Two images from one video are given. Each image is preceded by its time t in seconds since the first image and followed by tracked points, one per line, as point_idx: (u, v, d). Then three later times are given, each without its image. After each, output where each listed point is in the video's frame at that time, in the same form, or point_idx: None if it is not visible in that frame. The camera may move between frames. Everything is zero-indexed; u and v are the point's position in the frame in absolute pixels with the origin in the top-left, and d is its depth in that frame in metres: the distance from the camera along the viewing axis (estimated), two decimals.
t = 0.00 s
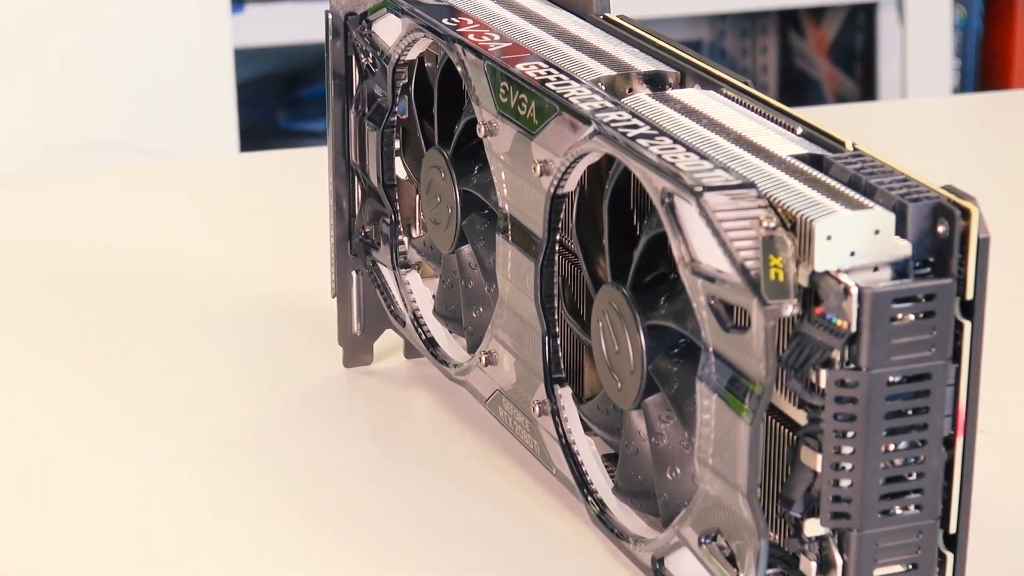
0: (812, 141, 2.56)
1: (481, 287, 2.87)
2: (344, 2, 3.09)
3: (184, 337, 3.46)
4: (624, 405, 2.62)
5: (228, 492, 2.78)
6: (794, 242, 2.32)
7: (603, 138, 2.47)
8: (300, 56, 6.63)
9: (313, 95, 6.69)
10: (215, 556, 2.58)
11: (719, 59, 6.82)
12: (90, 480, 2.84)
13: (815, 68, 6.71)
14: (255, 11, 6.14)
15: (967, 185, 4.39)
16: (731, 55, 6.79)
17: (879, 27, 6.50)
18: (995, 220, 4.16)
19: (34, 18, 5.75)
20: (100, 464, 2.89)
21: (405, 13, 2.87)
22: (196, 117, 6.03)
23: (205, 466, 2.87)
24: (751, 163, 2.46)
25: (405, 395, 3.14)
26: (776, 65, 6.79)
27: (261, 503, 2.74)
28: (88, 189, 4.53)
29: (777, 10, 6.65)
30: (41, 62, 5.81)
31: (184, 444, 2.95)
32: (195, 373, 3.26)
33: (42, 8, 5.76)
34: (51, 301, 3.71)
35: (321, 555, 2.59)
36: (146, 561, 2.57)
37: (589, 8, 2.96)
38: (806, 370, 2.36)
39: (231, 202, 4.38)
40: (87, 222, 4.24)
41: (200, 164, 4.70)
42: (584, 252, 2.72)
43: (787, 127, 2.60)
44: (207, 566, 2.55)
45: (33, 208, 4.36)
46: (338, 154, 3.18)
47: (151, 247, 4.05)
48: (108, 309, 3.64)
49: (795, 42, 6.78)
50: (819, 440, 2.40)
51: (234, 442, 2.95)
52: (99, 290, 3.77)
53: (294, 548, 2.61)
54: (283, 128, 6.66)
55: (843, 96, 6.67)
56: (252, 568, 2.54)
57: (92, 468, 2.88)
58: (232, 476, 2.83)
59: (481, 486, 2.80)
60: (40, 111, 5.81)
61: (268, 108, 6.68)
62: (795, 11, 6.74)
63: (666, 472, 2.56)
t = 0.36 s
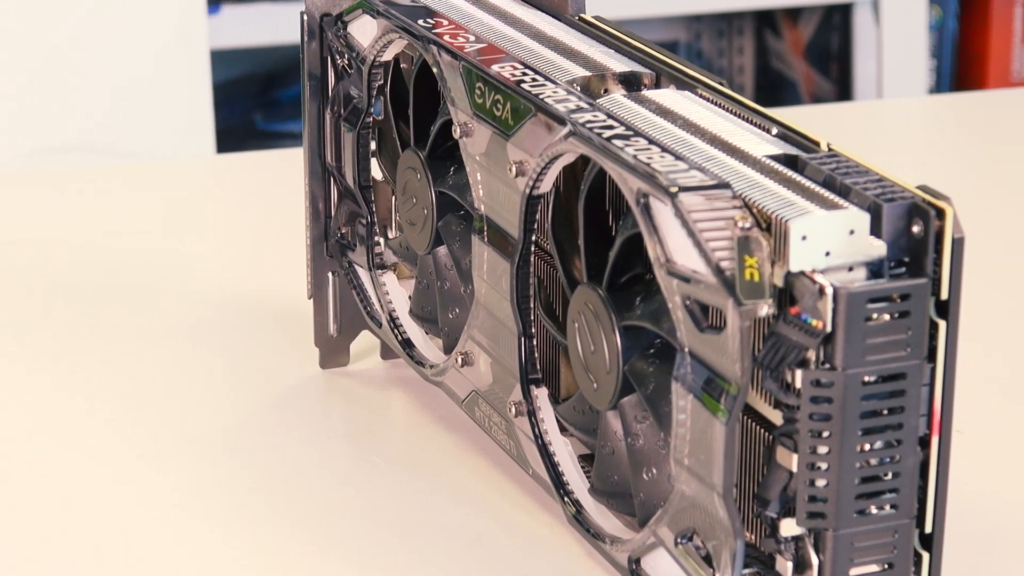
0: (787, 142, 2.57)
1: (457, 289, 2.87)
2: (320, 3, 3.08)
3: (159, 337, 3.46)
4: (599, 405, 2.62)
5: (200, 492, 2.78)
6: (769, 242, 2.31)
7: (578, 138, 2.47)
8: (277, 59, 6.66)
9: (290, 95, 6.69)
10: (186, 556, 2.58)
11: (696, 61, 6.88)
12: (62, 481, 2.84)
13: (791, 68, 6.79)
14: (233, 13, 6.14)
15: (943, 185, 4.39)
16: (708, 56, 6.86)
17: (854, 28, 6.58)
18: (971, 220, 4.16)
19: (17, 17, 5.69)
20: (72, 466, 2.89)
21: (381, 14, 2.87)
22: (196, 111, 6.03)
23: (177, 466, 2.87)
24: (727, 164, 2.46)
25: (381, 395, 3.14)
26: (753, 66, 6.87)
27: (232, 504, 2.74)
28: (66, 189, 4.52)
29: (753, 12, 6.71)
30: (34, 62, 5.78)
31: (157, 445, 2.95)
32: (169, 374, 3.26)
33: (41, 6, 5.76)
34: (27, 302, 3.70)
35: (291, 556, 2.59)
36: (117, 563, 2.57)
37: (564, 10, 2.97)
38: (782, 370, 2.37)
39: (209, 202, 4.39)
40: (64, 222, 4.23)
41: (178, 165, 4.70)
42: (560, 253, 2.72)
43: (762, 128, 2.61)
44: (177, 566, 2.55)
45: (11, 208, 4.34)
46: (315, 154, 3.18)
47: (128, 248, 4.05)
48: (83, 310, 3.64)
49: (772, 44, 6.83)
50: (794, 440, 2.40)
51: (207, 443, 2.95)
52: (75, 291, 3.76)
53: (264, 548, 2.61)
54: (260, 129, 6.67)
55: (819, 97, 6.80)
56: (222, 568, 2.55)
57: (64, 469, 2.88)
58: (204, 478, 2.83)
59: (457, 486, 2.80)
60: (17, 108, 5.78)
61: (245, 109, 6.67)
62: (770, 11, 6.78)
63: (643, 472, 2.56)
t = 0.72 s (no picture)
0: (766, 141, 2.57)
1: (437, 288, 2.87)
2: (299, 3, 3.08)
3: (139, 339, 3.45)
4: (580, 405, 2.62)
5: (178, 493, 2.78)
6: (748, 241, 2.32)
7: (558, 138, 2.47)
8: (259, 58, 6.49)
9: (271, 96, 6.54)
10: (164, 557, 2.58)
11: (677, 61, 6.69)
12: (40, 483, 2.83)
13: (770, 67, 6.60)
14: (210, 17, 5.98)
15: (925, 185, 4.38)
16: (688, 55, 6.67)
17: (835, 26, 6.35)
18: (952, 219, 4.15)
19: None
20: (49, 467, 2.89)
21: (360, 14, 2.87)
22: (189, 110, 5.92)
23: (155, 468, 2.87)
24: (706, 163, 2.46)
25: (361, 396, 3.14)
26: (733, 62, 6.68)
27: (210, 505, 2.74)
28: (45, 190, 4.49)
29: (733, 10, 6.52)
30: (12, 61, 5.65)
31: (137, 447, 2.95)
32: (148, 376, 3.25)
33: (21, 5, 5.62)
34: (4, 304, 3.69)
35: (269, 556, 2.59)
36: (96, 563, 2.56)
37: (544, 10, 2.97)
38: (761, 369, 2.36)
39: (189, 204, 4.37)
40: (45, 223, 4.22)
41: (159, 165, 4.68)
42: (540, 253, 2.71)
43: (741, 126, 2.61)
44: (155, 567, 2.55)
45: None
46: (294, 154, 3.17)
47: (109, 249, 4.04)
48: (62, 311, 3.63)
49: (751, 42, 6.66)
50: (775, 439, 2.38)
51: (185, 444, 2.95)
52: (55, 293, 3.75)
53: (242, 548, 2.61)
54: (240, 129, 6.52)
55: (798, 96, 6.58)
56: (199, 568, 2.55)
57: (42, 470, 2.88)
58: (182, 478, 2.83)
59: (437, 486, 2.81)
60: None
61: (225, 110, 6.54)
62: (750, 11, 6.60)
63: (623, 471, 2.56)
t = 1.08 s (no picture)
0: (744, 139, 2.57)
1: (415, 286, 2.87)
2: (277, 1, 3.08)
3: (119, 339, 3.44)
4: (558, 403, 2.63)
5: (156, 493, 2.77)
6: (726, 239, 2.31)
7: (536, 136, 2.48)
8: (240, 56, 6.49)
9: (250, 95, 6.50)
10: (142, 557, 2.58)
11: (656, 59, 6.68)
12: (13, 482, 2.83)
13: (749, 65, 6.56)
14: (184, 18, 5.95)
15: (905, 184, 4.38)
16: (668, 53, 6.64)
17: (813, 26, 6.31)
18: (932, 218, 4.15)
19: None
20: (28, 468, 2.88)
21: (338, 12, 2.87)
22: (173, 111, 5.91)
23: (132, 467, 2.86)
24: (684, 161, 2.46)
25: (339, 395, 3.13)
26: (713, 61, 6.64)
27: (188, 504, 2.74)
28: (22, 190, 4.47)
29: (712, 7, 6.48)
30: None
31: (117, 447, 2.94)
32: (127, 376, 3.24)
33: None
34: None
35: (247, 555, 2.59)
36: (78, 564, 2.56)
37: (522, 8, 2.98)
38: (739, 367, 2.38)
39: (168, 204, 4.36)
40: (25, 223, 4.20)
41: (137, 165, 4.67)
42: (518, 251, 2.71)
43: (719, 124, 2.61)
44: (132, 567, 2.55)
45: None
46: (272, 153, 3.18)
47: (82, 248, 4.04)
48: (39, 312, 3.62)
49: (731, 41, 6.62)
50: (752, 437, 2.39)
51: (165, 443, 2.95)
52: (34, 293, 3.73)
53: (224, 548, 2.61)
54: (220, 128, 6.47)
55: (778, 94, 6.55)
56: (181, 568, 2.54)
57: (20, 470, 2.87)
58: (160, 478, 2.82)
59: (416, 484, 2.81)
60: None
61: (206, 109, 6.49)
62: (729, 8, 6.58)
63: (601, 469, 2.56)
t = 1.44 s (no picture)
0: (712, 134, 2.57)
1: (383, 283, 2.87)
2: None
3: (86, 338, 3.43)
4: (526, 399, 2.62)
5: (125, 493, 2.76)
6: (694, 235, 2.32)
7: (504, 132, 2.47)
8: (207, 51, 6.31)
9: (219, 91, 6.35)
10: (109, 558, 2.56)
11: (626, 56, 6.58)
12: None
13: (718, 61, 6.53)
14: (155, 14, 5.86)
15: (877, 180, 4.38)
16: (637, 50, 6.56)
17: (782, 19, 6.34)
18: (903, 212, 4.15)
19: None
20: None
21: (305, 8, 2.87)
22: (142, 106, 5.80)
23: (101, 467, 2.85)
24: (652, 157, 2.46)
25: (308, 393, 3.13)
26: (682, 57, 6.59)
27: (155, 504, 2.73)
28: None
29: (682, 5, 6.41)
30: None
31: (85, 446, 2.93)
32: (96, 375, 3.23)
33: None
34: None
35: (215, 555, 2.58)
36: (46, 564, 2.55)
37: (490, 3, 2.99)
38: (708, 363, 2.37)
39: (135, 203, 4.34)
40: None
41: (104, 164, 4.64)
42: (486, 247, 2.71)
43: (687, 120, 2.61)
44: (99, 567, 2.54)
45: None
46: (240, 150, 3.19)
47: (50, 246, 4.01)
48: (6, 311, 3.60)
49: (699, 36, 6.57)
50: (720, 432, 2.39)
51: (133, 442, 2.94)
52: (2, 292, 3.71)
53: (194, 547, 2.60)
54: (188, 125, 6.33)
55: (746, 89, 6.56)
56: (151, 568, 2.53)
57: None
58: (129, 477, 2.81)
59: (386, 482, 2.80)
60: None
61: (173, 107, 6.33)
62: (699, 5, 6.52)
63: (569, 465, 2.56)
